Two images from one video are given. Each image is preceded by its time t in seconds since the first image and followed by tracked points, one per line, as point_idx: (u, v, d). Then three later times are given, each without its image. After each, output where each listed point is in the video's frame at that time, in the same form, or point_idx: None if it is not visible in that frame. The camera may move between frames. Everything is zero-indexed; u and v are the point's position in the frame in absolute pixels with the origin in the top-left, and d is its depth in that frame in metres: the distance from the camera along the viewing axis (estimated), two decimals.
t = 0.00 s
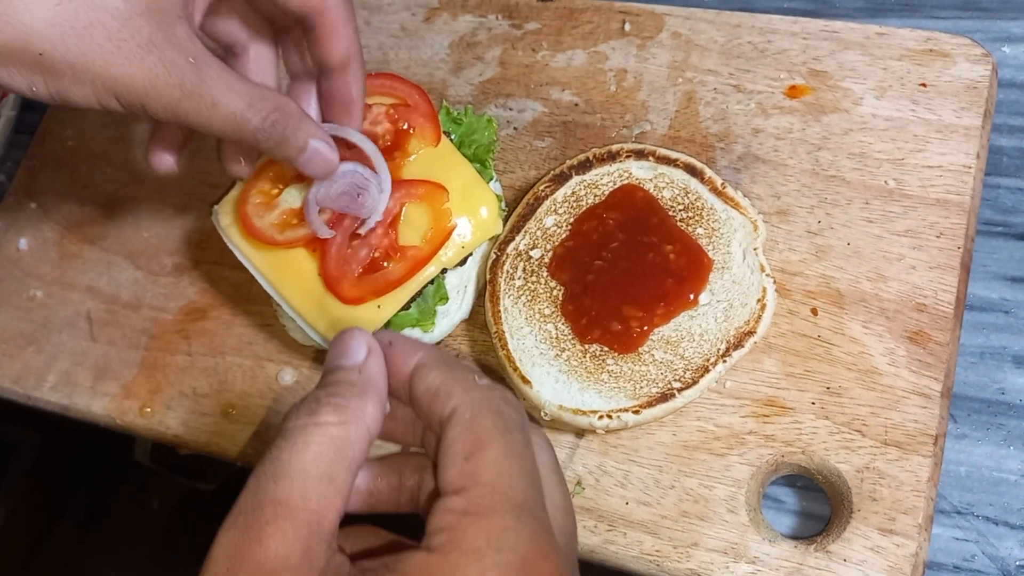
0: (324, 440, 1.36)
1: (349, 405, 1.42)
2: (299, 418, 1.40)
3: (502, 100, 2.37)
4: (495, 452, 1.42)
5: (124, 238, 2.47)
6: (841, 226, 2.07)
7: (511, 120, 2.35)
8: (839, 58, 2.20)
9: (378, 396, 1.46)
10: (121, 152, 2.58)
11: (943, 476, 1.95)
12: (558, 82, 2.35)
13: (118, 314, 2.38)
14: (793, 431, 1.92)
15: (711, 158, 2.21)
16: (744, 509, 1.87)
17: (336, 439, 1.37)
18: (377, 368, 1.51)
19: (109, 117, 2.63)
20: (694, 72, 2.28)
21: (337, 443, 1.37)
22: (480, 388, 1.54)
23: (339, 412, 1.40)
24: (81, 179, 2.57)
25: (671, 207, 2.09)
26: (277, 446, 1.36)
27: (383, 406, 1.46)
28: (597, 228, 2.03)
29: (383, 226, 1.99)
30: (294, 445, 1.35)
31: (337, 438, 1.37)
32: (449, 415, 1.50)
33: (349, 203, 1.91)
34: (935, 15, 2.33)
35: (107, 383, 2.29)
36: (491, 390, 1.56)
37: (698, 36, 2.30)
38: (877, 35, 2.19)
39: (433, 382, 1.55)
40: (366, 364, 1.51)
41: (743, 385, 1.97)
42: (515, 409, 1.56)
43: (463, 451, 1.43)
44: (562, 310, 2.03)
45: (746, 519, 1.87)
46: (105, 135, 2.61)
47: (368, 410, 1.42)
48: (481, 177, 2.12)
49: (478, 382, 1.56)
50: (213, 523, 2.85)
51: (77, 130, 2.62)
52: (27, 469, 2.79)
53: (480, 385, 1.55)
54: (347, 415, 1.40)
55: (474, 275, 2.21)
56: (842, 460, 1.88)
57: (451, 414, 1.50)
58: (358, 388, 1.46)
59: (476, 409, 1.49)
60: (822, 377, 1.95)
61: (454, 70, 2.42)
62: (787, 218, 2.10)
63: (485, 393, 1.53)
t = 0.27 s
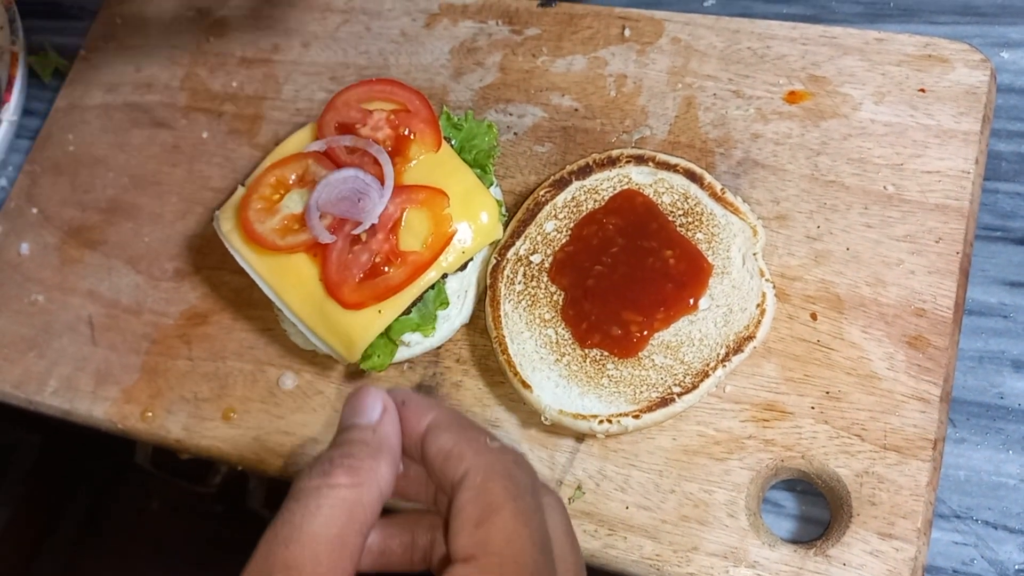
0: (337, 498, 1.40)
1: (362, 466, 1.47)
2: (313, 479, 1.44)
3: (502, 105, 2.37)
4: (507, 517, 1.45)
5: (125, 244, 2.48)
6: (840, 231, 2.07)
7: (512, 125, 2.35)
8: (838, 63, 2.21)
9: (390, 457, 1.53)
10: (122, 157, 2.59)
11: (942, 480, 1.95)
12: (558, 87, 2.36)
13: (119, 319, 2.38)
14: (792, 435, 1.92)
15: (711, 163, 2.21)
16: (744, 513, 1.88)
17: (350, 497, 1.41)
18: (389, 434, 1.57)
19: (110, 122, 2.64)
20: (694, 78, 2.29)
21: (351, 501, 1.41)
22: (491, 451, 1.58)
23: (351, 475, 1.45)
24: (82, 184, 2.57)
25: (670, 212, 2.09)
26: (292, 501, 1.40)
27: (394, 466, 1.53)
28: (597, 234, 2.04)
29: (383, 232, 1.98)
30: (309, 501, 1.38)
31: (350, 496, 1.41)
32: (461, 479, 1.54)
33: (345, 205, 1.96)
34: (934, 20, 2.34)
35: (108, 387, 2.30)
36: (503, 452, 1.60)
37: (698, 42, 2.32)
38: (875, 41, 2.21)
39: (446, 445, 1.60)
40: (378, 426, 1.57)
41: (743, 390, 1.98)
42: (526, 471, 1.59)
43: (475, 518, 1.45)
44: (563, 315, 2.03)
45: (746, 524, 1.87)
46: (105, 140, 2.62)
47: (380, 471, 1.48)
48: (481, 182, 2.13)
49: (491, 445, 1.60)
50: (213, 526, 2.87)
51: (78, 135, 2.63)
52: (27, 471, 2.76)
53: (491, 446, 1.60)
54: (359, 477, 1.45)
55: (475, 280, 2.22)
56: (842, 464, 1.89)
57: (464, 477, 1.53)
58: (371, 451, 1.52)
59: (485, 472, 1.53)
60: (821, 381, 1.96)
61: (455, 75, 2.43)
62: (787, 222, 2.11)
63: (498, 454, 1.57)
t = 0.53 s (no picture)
0: (356, 558, 1.45)
1: (379, 530, 1.52)
2: (331, 542, 1.49)
3: (501, 111, 2.39)
4: None
5: (126, 248, 2.49)
6: (837, 235, 2.09)
7: (511, 130, 2.37)
8: (834, 69, 2.23)
9: (406, 520, 1.56)
10: (124, 162, 2.60)
11: (938, 482, 1.97)
12: (556, 93, 2.38)
13: (121, 323, 2.40)
14: (790, 438, 1.94)
15: (708, 167, 2.22)
16: (742, 516, 1.89)
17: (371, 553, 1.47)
18: (403, 491, 1.61)
19: (111, 127, 2.65)
20: (691, 83, 2.30)
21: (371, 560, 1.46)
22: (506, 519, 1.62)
23: (367, 540, 1.49)
24: (83, 189, 2.59)
25: (668, 216, 2.10)
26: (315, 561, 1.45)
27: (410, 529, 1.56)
28: (595, 238, 2.06)
29: (383, 236, 1.99)
30: (332, 558, 1.44)
31: (367, 560, 1.46)
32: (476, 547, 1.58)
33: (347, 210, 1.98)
34: (930, 26, 2.36)
35: (109, 391, 2.31)
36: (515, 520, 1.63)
37: (695, 47, 2.34)
38: (872, 47, 2.23)
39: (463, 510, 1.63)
40: (395, 487, 1.61)
41: (740, 393, 1.99)
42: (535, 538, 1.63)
43: None
44: (561, 318, 2.05)
45: (744, 526, 1.89)
46: (107, 145, 2.63)
47: (395, 534, 1.52)
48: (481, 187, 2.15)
49: (505, 512, 1.64)
50: (214, 527, 2.88)
51: (80, 140, 2.65)
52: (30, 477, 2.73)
53: (506, 514, 1.64)
54: (375, 542, 1.49)
55: (474, 284, 2.23)
56: (839, 467, 1.90)
57: (479, 545, 1.57)
58: (388, 513, 1.56)
59: (497, 540, 1.57)
60: (818, 385, 1.97)
61: (454, 81, 2.45)
62: (784, 226, 2.12)
63: (514, 526, 1.61)
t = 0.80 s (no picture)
0: None
1: None
2: None
3: (498, 119, 2.40)
4: None
5: (125, 257, 2.50)
6: (833, 243, 2.10)
7: (508, 138, 2.38)
8: (830, 77, 2.24)
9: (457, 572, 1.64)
10: (123, 171, 2.61)
11: (935, 489, 1.97)
12: (553, 101, 2.39)
13: (119, 331, 2.40)
14: (787, 445, 1.94)
15: (705, 175, 2.23)
16: (739, 523, 1.89)
17: None
18: (455, 538, 1.72)
19: (110, 136, 2.66)
20: (687, 91, 2.31)
21: None
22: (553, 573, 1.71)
23: None
24: (82, 197, 2.59)
25: (665, 224, 2.11)
26: None
27: None
28: (592, 245, 2.06)
29: (381, 244, 2.00)
30: None
31: None
32: None
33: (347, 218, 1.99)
34: (925, 34, 2.37)
35: (108, 399, 2.31)
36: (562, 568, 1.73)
37: (691, 56, 2.35)
38: (867, 54, 2.24)
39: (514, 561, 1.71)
40: (447, 535, 1.71)
41: (737, 400, 2.00)
42: None
43: None
44: (559, 326, 2.05)
45: (741, 533, 1.89)
46: (105, 153, 2.64)
47: None
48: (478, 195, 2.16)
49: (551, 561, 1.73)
50: (212, 534, 2.86)
51: (78, 149, 2.65)
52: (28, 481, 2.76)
53: (553, 567, 1.72)
54: None
55: (471, 292, 2.24)
56: (836, 474, 1.90)
57: None
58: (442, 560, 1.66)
59: None
60: (814, 392, 1.97)
61: (451, 89, 2.46)
62: (780, 234, 2.13)
63: None
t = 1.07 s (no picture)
0: None
1: None
2: None
3: (500, 122, 2.40)
4: None
5: (127, 260, 2.50)
6: (835, 245, 2.10)
7: (509, 141, 2.38)
8: (831, 79, 2.24)
9: None
10: (124, 174, 2.61)
11: (937, 492, 1.97)
12: (555, 104, 2.39)
13: (121, 334, 2.40)
14: (789, 448, 1.94)
15: (706, 178, 2.23)
16: (742, 526, 1.90)
17: None
18: (475, 541, 1.72)
19: (111, 139, 2.66)
20: (689, 94, 2.31)
21: None
22: None
23: None
24: (84, 201, 2.59)
25: (666, 227, 2.11)
26: None
27: None
28: (594, 249, 2.07)
29: (383, 248, 2.00)
30: None
31: None
32: None
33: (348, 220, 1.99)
34: (926, 36, 2.37)
35: (110, 403, 2.31)
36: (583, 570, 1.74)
37: (693, 59, 2.35)
38: (868, 57, 2.24)
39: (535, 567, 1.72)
40: (467, 539, 1.71)
41: (739, 403, 2.00)
42: None
43: None
44: (561, 329, 2.05)
45: (744, 537, 1.89)
46: (107, 157, 2.64)
47: None
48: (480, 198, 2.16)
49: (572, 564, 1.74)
50: (215, 536, 2.87)
51: (80, 152, 2.66)
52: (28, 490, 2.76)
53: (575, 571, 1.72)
54: None
55: (473, 295, 2.24)
56: (838, 477, 1.91)
57: None
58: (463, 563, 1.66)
59: None
60: (817, 395, 1.97)
61: (453, 92, 2.46)
62: (782, 236, 2.13)
63: None
